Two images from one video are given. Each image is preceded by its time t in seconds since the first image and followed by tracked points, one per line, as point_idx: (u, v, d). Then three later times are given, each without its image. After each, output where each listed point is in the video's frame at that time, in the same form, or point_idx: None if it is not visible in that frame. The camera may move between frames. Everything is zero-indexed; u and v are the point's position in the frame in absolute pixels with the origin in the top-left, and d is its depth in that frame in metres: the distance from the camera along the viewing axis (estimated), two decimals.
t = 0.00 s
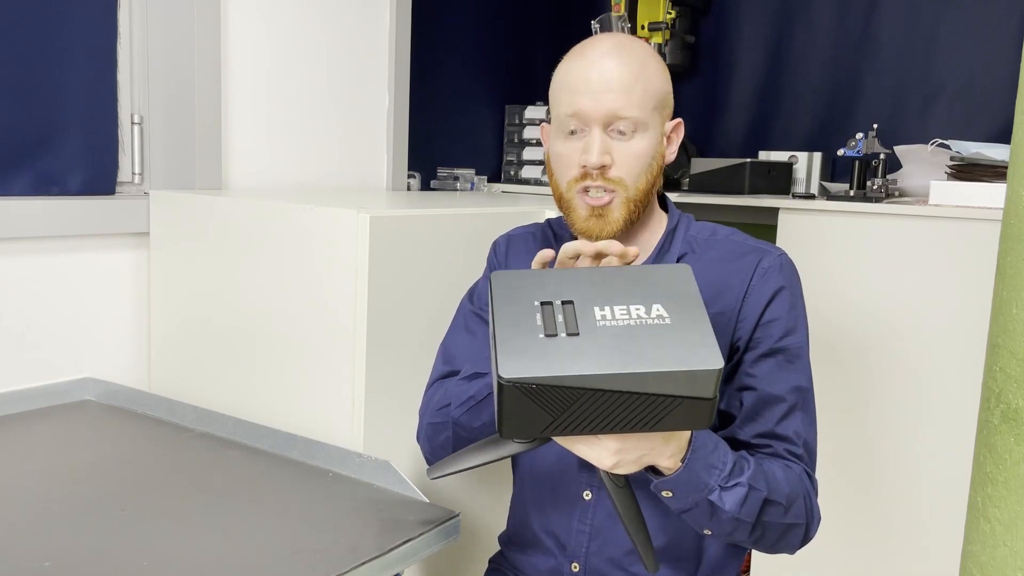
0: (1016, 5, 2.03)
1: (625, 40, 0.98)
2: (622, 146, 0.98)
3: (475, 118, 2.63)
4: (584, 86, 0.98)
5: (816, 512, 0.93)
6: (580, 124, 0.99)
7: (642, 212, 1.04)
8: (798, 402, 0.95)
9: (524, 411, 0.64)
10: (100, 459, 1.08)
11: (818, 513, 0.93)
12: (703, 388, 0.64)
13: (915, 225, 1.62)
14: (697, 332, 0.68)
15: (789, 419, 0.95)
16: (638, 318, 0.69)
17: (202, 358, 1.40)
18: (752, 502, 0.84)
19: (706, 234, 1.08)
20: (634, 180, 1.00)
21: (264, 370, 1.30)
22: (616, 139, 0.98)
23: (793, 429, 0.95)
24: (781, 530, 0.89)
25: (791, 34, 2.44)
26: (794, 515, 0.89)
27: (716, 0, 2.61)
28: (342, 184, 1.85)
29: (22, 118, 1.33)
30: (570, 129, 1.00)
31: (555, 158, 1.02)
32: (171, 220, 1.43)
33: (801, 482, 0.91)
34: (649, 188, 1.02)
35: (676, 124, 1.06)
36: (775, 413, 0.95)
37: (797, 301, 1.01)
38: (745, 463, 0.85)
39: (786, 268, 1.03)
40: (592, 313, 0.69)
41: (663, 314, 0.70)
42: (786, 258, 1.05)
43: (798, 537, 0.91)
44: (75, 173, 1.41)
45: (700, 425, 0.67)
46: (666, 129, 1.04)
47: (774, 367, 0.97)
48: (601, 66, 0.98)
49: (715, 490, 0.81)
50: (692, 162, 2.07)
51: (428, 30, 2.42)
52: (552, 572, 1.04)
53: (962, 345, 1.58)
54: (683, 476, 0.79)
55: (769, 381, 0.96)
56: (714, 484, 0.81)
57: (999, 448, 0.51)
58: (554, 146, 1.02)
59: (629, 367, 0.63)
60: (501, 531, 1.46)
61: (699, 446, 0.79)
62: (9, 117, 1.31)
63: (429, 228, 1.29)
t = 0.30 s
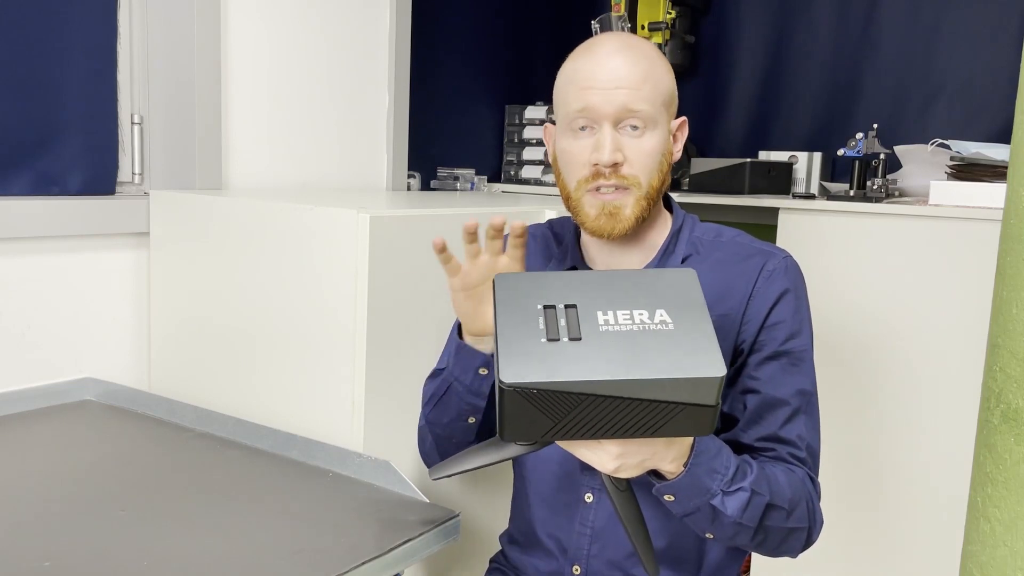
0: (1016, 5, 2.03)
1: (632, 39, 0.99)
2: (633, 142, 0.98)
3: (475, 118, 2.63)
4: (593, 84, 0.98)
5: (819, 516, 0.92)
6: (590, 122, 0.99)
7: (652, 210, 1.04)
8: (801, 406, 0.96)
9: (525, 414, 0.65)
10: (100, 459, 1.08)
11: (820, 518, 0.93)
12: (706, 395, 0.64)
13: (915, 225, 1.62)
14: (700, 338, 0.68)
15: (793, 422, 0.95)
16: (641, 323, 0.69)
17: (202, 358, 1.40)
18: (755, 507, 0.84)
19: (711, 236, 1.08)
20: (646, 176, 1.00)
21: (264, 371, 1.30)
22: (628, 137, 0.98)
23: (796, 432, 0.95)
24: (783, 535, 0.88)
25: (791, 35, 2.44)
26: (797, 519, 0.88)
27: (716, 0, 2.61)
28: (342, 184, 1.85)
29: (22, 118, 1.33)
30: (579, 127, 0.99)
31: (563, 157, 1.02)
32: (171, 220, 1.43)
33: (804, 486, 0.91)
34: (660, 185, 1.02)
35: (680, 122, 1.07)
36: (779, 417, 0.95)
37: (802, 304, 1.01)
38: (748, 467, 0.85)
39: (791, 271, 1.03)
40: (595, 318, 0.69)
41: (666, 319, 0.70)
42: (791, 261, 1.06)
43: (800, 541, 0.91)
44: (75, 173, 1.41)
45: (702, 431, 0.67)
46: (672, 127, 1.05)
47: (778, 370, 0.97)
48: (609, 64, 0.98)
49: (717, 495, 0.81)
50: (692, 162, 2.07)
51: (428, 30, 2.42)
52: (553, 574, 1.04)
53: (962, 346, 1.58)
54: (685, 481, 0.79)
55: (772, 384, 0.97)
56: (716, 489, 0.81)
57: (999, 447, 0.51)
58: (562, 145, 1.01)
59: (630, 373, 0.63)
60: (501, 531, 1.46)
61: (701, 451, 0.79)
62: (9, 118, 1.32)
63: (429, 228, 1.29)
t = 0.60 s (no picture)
0: (1016, 4, 2.03)
1: (633, 39, 0.99)
2: (636, 143, 0.98)
3: (475, 118, 2.63)
4: (595, 84, 0.98)
5: (818, 518, 0.92)
6: (594, 123, 0.99)
7: (654, 211, 1.04)
8: (800, 407, 0.96)
9: (521, 424, 0.64)
10: (100, 459, 1.09)
11: (820, 519, 0.93)
12: (703, 402, 0.63)
13: (915, 225, 1.62)
14: (698, 345, 0.68)
15: (792, 424, 0.95)
16: (637, 331, 0.69)
17: (202, 358, 1.40)
18: (753, 511, 0.84)
19: (710, 237, 1.08)
20: (649, 177, 1.00)
21: (264, 371, 1.30)
22: (630, 137, 0.98)
23: (795, 434, 0.94)
24: (782, 537, 0.88)
25: (791, 35, 2.44)
26: (795, 522, 0.88)
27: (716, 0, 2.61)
28: (343, 184, 1.85)
29: (22, 118, 1.33)
30: (582, 128, 0.99)
31: (566, 158, 1.02)
32: (171, 220, 1.43)
33: (803, 488, 0.90)
34: (662, 186, 1.02)
35: (680, 124, 1.07)
36: (778, 418, 0.95)
37: (801, 305, 1.01)
38: (746, 471, 0.85)
39: (791, 272, 1.03)
40: (591, 326, 0.69)
41: (663, 326, 0.70)
42: (791, 262, 1.06)
43: (799, 544, 0.90)
44: (75, 173, 1.41)
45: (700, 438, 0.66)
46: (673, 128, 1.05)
47: (777, 371, 0.97)
48: (611, 64, 0.98)
49: (715, 499, 0.81)
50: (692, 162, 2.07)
51: (428, 30, 2.42)
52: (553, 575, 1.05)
53: (962, 346, 1.58)
54: (684, 486, 0.78)
55: (771, 386, 0.97)
56: (715, 493, 0.81)
57: (999, 447, 0.51)
58: (566, 146, 1.01)
59: (626, 381, 0.63)
60: (501, 532, 1.46)
61: (699, 456, 0.78)
62: (8, 118, 1.31)
63: (428, 228, 1.29)
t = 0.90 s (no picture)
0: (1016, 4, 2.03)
1: (634, 39, 0.99)
2: (634, 142, 0.98)
3: (475, 118, 2.63)
4: (594, 83, 0.98)
5: (817, 516, 0.92)
6: (592, 121, 0.99)
7: (653, 211, 1.04)
8: (800, 405, 0.95)
9: (522, 420, 0.64)
10: (100, 459, 1.09)
11: (819, 517, 0.93)
12: (703, 396, 0.64)
13: (915, 225, 1.62)
14: (697, 339, 0.68)
15: (791, 422, 0.95)
16: (636, 326, 0.69)
17: (202, 358, 1.40)
18: (752, 508, 0.84)
19: (710, 235, 1.08)
20: (647, 176, 1.00)
21: (264, 371, 1.30)
22: (628, 136, 0.98)
23: (794, 432, 0.94)
24: (782, 535, 0.88)
25: (791, 35, 2.44)
26: (795, 519, 0.88)
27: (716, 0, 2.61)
28: (343, 184, 1.85)
29: (23, 118, 1.33)
30: (581, 127, 0.99)
31: (565, 156, 1.02)
32: (171, 220, 1.43)
33: (802, 486, 0.90)
34: (660, 185, 1.02)
35: (681, 124, 1.07)
36: (777, 416, 0.95)
37: (801, 303, 1.01)
38: (745, 468, 0.85)
39: (790, 270, 1.03)
40: (590, 323, 0.69)
41: (661, 322, 0.70)
42: (791, 260, 1.06)
43: (798, 542, 0.90)
44: (75, 173, 1.41)
45: (700, 433, 0.66)
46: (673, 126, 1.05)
47: (776, 369, 0.97)
48: (611, 63, 0.98)
49: (715, 496, 0.81)
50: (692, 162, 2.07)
51: (428, 30, 2.42)
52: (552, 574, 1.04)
53: (962, 346, 1.58)
54: (684, 483, 0.78)
55: (771, 383, 0.96)
56: (714, 491, 0.81)
57: (999, 447, 0.51)
58: (565, 145, 1.01)
59: (627, 376, 0.63)
60: (501, 532, 1.46)
61: (698, 454, 0.79)
62: (8, 118, 1.31)
63: (428, 228, 1.29)
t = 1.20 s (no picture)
0: (1016, 4, 2.03)
1: (636, 38, 0.99)
2: (640, 141, 0.98)
3: (475, 118, 2.63)
4: (599, 82, 0.97)
5: (817, 517, 0.92)
6: (597, 120, 0.98)
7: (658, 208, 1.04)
8: (801, 406, 0.96)
9: (525, 412, 0.64)
10: (100, 460, 1.08)
11: (818, 517, 0.93)
12: (705, 391, 0.64)
13: (915, 225, 1.62)
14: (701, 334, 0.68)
15: (792, 422, 0.95)
16: (641, 320, 0.69)
17: (202, 357, 1.40)
18: (753, 507, 0.84)
19: (711, 235, 1.09)
20: (653, 173, 1.00)
21: (264, 371, 1.30)
22: (634, 134, 0.98)
23: (794, 432, 0.94)
24: (782, 535, 0.88)
25: (791, 34, 2.44)
26: (795, 519, 0.88)
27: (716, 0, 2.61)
28: (342, 184, 1.85)
29: (23, 118, 1.33)
30: (586, 126, 0.99)
31: (569, 155, 1.01)
32: (171, 220, 1.43)
33: (802, 486, 0.91)
34: (665, 183, 1.02)
35: (682, 121, 1.07)
36: (777, 417, 0.95)
37: (802, 304, 1.01)
38: (747, 467, 0.85)
39: (791, 271, 1.03)
40: (594, 315, 0.69)
41: (665, 316, 0.70)
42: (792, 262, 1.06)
43: (797, 541, 0.91)
44: (75, 173, 1.41)
45: (702, 426, 0.67)
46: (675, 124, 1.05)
47: (777, 369, 0.97)
48: (615, 63, 0.98)
49: (715, 494, 0.81)
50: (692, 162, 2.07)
51: (428, 30, 2.42)
52: (552, 572, 1.05)
53: (962, 346, 1.58)
54: (685, 480, 0.78)
55: (771, 383, 0.97)
56: (715, 488, 0.81)
57: (999, 447, 0.51)
58: (569, 144, 1.01)
59: (631, 369, 0.63)
60: (501, 531, 1.46)
61: (700, 451, 0.79)
62: (8, 118, 1.31)
63: (428, 228, 1.29)
